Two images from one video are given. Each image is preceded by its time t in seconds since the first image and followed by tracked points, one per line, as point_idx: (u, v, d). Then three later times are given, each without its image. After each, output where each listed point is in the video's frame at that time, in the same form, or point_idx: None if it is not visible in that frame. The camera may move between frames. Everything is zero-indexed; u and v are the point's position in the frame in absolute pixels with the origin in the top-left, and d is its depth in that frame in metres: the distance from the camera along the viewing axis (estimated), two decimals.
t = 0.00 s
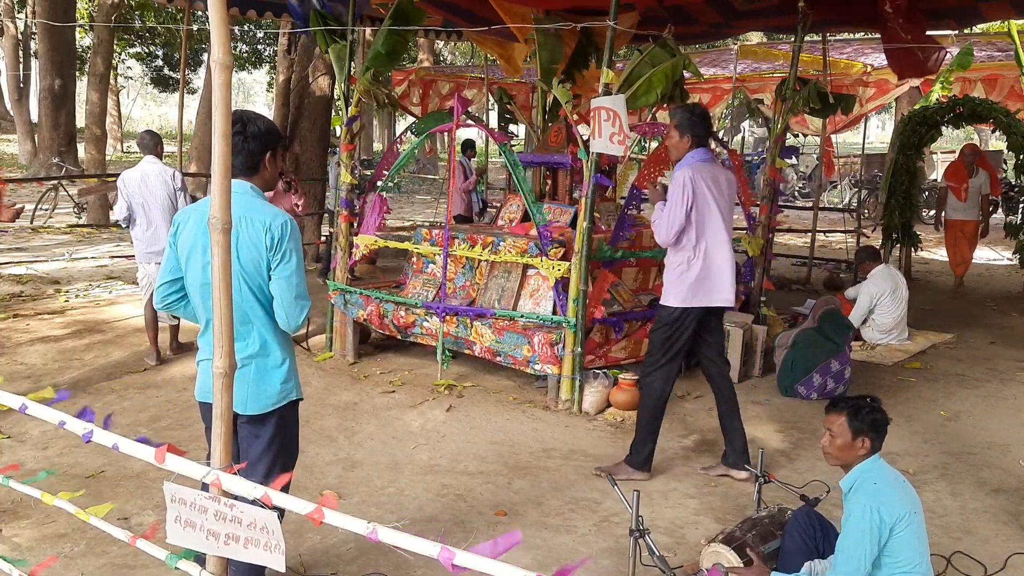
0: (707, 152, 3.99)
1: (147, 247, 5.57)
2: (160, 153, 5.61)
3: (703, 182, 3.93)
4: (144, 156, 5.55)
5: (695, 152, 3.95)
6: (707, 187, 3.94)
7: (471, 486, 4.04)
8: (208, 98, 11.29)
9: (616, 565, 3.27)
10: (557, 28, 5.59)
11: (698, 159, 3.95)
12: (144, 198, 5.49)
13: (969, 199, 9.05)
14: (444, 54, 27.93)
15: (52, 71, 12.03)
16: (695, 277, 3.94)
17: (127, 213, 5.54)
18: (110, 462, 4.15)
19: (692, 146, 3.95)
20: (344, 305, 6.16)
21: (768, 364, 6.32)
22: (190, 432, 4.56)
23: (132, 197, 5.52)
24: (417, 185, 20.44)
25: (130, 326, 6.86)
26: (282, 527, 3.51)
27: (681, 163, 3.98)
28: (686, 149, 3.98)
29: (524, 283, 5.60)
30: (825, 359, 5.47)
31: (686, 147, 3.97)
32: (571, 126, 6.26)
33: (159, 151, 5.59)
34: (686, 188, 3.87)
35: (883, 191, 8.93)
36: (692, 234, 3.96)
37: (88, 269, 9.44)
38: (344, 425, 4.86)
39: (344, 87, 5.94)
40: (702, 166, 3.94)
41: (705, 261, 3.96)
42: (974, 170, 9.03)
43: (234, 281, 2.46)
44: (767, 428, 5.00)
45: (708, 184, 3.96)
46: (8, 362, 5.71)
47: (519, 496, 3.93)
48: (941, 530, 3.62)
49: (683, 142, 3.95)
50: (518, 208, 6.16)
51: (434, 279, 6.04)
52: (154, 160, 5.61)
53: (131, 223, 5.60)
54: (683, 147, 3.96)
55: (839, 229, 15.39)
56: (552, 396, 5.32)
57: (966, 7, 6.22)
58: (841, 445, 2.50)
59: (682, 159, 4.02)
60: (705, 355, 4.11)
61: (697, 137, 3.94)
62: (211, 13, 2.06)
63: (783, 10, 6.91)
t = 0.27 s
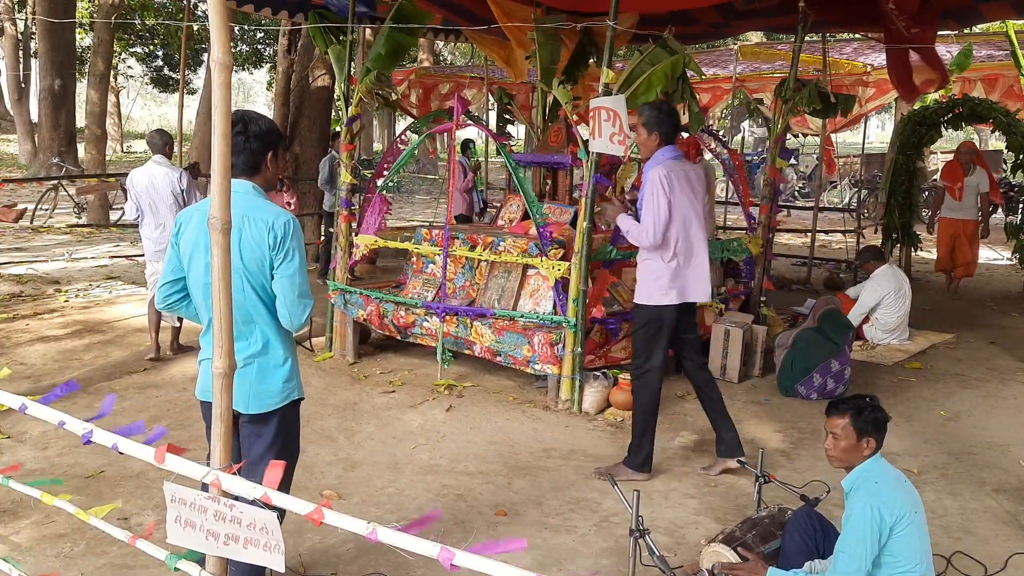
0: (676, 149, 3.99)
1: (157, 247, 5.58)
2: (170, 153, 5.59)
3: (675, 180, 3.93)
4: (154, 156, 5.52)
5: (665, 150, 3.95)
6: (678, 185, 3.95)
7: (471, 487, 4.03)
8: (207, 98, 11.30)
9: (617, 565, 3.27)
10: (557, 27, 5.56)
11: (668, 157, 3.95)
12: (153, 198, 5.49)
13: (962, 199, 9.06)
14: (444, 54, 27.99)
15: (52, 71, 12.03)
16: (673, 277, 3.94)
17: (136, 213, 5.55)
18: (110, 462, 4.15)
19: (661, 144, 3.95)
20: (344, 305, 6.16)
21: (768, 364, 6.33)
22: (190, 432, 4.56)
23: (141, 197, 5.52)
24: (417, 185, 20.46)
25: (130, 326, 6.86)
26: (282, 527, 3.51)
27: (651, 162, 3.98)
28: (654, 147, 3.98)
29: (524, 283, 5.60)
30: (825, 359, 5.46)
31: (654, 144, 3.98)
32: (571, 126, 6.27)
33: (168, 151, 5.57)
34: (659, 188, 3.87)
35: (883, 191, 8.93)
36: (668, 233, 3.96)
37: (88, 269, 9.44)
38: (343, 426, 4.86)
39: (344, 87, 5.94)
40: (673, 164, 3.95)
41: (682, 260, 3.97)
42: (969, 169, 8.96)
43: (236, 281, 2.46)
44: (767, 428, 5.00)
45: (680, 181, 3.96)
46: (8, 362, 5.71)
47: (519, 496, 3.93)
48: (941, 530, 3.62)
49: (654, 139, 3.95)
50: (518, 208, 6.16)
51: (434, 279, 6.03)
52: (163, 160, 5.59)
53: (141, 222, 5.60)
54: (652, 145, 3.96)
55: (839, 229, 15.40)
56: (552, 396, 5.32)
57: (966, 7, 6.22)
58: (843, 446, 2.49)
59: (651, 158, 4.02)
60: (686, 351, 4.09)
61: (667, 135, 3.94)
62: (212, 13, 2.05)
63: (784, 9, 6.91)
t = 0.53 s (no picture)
0: (651, 150, 3.98)
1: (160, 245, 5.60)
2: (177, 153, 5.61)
3: (649, 180, 3.91)
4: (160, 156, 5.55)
5: (641, 150, 3.94)
6: (653, 185, 3.94)
7: (471, 487, 4.03)
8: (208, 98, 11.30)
9: (617, 565, 3.27)
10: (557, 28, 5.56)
11: (644, 158, 3.93)
12: (156, 196, 5.52)
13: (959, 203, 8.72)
14: (444, 54, 28.00)
15: (52, 71, 12.03)
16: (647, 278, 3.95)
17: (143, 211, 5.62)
18: (110, 462, 4.15)
19: (637, 144, 3.93)
20: (343, 305, 6.15)
21: (768, 364, 6.32)
22: (190, 432, 4.56)
23: (146, 196, 5.57)
24: (417, 185, 20.47)
25: (130, 326, 6.86)
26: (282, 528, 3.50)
27: (627, 163, 3.96)
28: (631, 147, 3.96)
29: (524, 283, 5.60)
30: (825, 359, 5.46)
31: (631, 144, 3.96)
32: (571, 127, 6.28)
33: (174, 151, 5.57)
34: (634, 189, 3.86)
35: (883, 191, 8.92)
36: (642, 234, 3.96)
37: (88, 268, 9.45)
38: (343, 426, 4.86)
39: (344, 87, 5.94)
40: (648, 164, 3.93)
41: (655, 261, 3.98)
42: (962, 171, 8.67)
43: (237, 281, 2.46)
44: (767, 428, 4.99)
45: (655, 182, 3.95)
46: (8, 362, 5.71)
47: (519, 496, 3.93)
48: (941, 530, 3.62)
49: (631, 139, 3.93)
50: (517, 208, 6.16)
51: (434, 279, 6.03)
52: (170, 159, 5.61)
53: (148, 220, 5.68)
54: (628, 145, 3.94)
55: (839, 229, 15.41)
56: (552, 396, 5.32)
57: (965, 8, 6.21)
58: (844, 445, 2.49)
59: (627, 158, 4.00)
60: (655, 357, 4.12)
61: (643, 136, 3.92)
62: (211, 13, 2.05)
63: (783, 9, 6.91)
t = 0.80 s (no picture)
0: (631, 150, 3.98)
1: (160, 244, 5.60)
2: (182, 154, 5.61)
3: (633, 180, 3.92)
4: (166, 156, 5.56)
5: (622, 150, 3.94)
6: (635, 185, 3.94)
7: (471, 487, 4.03)
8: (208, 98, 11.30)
9: (617, 565, 3.27)
10: (557, 28, 5.56)
11: (625, 158, 3.94)
12: (156, 195, 5.51)
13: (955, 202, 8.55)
14: (444, 54, 28.03)
15: (52, 71, 12.04)
16: (629, 279, 3.98)
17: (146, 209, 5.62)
18: (110, 462, 4.15)
19: (618, 144, 3.94)
20: (343, 305, 6.15)
21: (768, 364, 6.33)
22: (190, 432, 4.56)
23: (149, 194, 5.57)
24: (417, 185, 20.49)
25: (130, 326, 6.86)
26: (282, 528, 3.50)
27: (609, 163, 3.95)
28: (610, 146, 3.96)
29: (524, 283, 5.60)
30: (824, 359, 5.46)
31: (610, 143, 3.96)
32: (571, 127, 6.29)
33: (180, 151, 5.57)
34: (619, 190, 3.87)
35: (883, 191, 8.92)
36: (622, 234, 3.98)
37: (88, 268, 9.45)
38: (343, 426, 4.86)
39: (344, 87, 5.95)
40: (630, 165, 3.94)
41: (635, 261, 4.02)
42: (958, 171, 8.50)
43: (236, 281, 2.46)
44: (767, 428, 5.00)
45: (637, 182, 3.95)
46: (8, 362, 5.71)
47: (519, 496, 3.93)
48: (941, 530, 3.62)
49: (609, 139, 3.93)
50: (518, 208, 6.16)
51: (434, 279, 6.03)
52: (175, 160, 5.61)
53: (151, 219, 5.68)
54: (608, 144, 3.94)
55: (839, 228, 15.43)
56: (552, 397, 5.32)
57: (964, 8, 6.22)
58: (844, 446, 2.49)
59: (606, 157, 4.00)
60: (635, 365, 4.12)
61: (623, 136, 3.92)
62: (210, 13, 2.05)
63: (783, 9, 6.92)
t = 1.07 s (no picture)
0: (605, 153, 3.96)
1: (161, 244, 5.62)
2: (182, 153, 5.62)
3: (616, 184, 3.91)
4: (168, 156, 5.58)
5: (599, 154, 3.91)
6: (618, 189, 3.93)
7: (471, 487, 4.03)
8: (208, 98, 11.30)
9: (617, 566, 3.27)
10: (557, 29, 5.57)
11: (602, 161, 3.91)
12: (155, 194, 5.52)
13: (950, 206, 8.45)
14: (444, 54, 28.05)
15: (52, 71, 12.04)
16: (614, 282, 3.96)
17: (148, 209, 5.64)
18: (110, 462, 4.15)
19: (592, 148, 3.89)
20: (343, 305, 6.15)
21: (768, 364, 6.33)
22: (189, 433, 4.56)
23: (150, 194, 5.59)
24: (417, 185, 20.50)
25: (130, 326, 6.86)
26: (282, 528, 3.50)
27: (588, 167, 3.91)
28: (584, 150, 3.91)
29: (524, 283, 5.59)
30: (824, 359, 5.46)
31: (584, 147, 3.91)
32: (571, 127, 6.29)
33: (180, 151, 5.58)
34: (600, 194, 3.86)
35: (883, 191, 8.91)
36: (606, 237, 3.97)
37: (88, 268, 9.45)
38: (343, 426, 4.86)
39: (344, 87, 5.95)
40: (610, 168, 3.92)
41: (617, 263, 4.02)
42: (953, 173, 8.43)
43: (235, 282, 2.46)
44: (767, 428, 5.00)
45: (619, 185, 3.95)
46: (8, 362, 5.71)
47: (519, 496, 3.93)
48: (941, 530, 3.62)
49: (581, 142, 3.88)
50: (518, 208, 6.16)
51: (434, 279, 6.03)
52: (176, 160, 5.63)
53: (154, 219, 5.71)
54: (583, 148, 3.89)
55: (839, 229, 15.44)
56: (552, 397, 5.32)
57: (964, 9, 6.22)
58: (843, 445, 2.49)
59: (582, 161, 3.96)
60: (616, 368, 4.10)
61: (600, 140, 3.90)
62: (210, 12, 2.05)
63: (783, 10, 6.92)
